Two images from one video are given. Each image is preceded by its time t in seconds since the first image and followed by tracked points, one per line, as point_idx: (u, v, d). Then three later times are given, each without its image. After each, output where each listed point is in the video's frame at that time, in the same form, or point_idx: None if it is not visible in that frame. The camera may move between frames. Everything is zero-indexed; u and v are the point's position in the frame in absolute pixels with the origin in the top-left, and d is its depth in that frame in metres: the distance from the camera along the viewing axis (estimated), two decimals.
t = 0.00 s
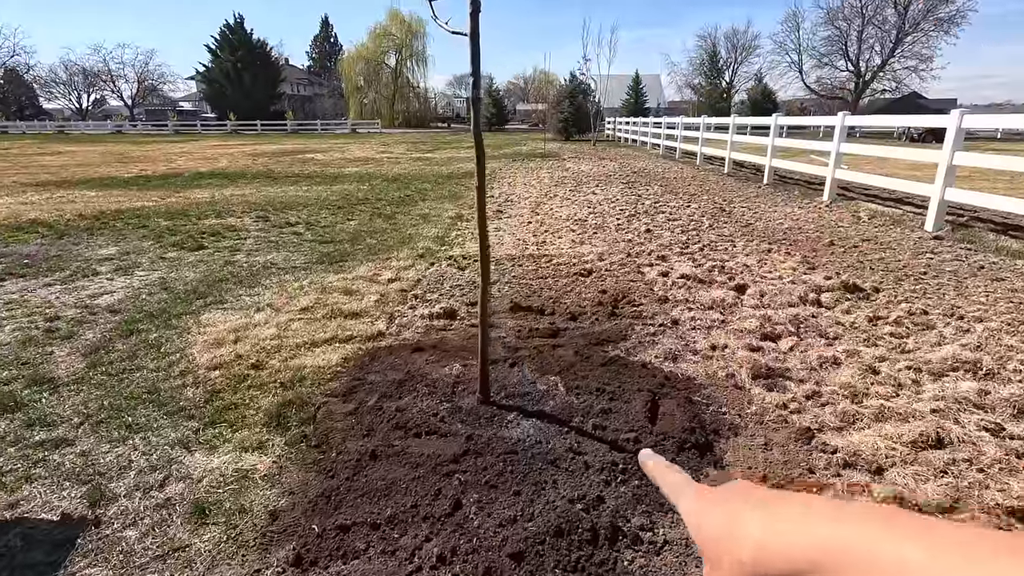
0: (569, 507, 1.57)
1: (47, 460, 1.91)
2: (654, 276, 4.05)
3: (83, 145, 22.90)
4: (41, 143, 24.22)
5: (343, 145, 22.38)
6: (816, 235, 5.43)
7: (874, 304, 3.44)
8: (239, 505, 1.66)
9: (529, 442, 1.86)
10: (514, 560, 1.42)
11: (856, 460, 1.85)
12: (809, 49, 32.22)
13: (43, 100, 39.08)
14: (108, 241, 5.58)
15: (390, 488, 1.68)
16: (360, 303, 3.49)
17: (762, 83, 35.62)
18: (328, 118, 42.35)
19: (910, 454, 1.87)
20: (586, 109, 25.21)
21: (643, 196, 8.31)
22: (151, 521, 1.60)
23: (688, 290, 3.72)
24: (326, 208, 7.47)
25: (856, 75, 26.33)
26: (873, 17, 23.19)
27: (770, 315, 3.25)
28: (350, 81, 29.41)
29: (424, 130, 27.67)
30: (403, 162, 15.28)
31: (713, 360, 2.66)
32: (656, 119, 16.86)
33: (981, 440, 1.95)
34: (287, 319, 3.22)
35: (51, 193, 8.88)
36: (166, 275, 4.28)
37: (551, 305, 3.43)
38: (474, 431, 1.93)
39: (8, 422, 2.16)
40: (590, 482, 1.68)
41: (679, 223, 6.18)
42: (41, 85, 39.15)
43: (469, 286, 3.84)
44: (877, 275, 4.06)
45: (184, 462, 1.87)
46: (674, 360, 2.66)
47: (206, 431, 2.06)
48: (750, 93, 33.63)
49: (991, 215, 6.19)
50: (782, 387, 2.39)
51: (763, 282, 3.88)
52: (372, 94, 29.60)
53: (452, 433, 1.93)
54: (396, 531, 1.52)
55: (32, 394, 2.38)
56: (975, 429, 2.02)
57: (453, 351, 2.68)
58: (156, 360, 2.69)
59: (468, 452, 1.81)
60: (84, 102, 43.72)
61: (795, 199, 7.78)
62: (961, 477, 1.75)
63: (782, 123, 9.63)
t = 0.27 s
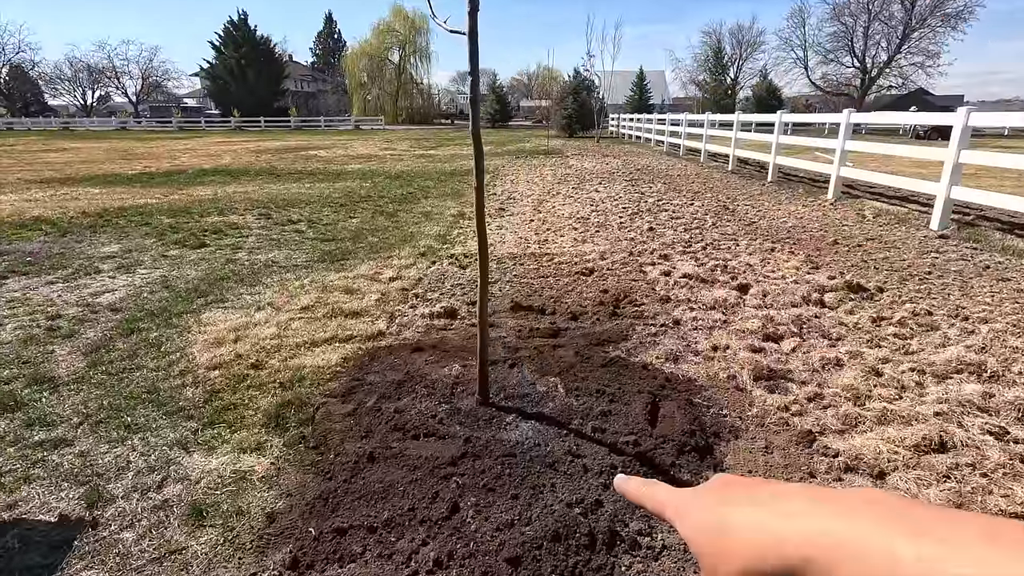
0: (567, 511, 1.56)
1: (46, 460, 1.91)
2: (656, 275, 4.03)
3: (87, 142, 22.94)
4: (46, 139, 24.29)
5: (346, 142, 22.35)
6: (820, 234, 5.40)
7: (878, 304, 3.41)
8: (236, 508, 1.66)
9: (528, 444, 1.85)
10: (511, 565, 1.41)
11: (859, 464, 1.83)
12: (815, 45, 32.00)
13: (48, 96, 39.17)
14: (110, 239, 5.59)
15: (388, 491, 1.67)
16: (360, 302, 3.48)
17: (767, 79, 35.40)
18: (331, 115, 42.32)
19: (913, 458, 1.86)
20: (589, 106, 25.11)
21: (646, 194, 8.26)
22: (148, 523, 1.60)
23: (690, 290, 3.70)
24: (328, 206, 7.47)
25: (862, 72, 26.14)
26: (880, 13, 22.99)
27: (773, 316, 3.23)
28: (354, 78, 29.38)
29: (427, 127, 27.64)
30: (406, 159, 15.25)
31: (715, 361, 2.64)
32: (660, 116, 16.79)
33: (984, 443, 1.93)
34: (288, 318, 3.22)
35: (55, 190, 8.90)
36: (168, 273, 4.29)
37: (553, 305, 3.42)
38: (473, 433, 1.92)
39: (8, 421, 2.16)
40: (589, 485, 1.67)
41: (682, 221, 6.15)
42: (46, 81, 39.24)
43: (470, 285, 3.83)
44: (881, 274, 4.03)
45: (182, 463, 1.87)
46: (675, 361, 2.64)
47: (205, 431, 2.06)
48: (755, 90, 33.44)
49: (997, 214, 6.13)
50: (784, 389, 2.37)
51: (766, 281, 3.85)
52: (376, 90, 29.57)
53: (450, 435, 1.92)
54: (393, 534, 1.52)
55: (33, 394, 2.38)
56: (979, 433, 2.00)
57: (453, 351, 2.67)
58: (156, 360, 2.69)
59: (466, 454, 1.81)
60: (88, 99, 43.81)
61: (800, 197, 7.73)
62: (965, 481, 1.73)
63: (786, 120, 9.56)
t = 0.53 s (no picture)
0: (571, 508, 1.57)
1: (53, 456, 1.92)
2: (657, 272, 4.03)
3: (86, 136, 22.84)
4: (45, 133, 24.23)
5: (346, 135, 22.27)
6: (822, 230, 5.39)
7: (879, 301, 3.42)
8: (243, 504, 1.67)
9: (531, 441, 1.86)
10: (516, 561, 1.42)
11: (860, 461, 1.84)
12: (816, 39, 31.86)
13: (46, 89, 39.02)
14: (111, 234, 5.59)
15: (393, 487, 1.68)
16: (362, 298, 3.49)
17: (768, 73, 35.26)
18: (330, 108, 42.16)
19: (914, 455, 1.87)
20: (590, 100, 25.01)
21: (647, 189, 8.26)
22: (156, 519, 1.61)
23: (691, 286, 3.70)
24: (329, 201, 7.46)
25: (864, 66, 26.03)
26: (882, 6, 22.87)
27: (774, 312, 3.24)
28: (353, 71, 29.27)
29: (427, 121, 27.56)
30: (406, 153, 15.21)
31: (717, 358, 2.65)
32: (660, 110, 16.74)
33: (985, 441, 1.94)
34: (290, 314, 3.22)
35: (55, 184, 8.88)
36: (170, 268, 4.29)
37: (554, 301, 3.42)
38: (477, 430, 1.93)
39: (13, 417, 2.17)
40: (592, 482, 1.68)
41: (683, 217, 6.15)
42: (43, 74, 39.05)
43: (472, 281, 3.83)
44: (882, 271, 4.03)
45: (187, 460, 1.88)
46: (677, 357, 2.65)
47: (209, 428, 2.07)
48: (756, 84, 33.31)
49: (998, 210, 6.12)
50: (785, 386, 2.38)
51: (767, 278, 3.86)
52: (375, 84, 29.47)
53: (454, 432, 1.93)
54: (399, 531, 1.53)
55: (38, 390, 2.39)
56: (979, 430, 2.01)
57: (456, 348, 2.67)
58: (160, 356, 2.70)
59: (470, 451, 1.82)
60: (87, 92, 43.63)
61: (801, 192, 7.72)
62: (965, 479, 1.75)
63: (787, 115, 9.53)
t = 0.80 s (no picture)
0: (578, 497, 1.60)
1: (63, 447, 1.94)
2: (659, 265, 4.04)
3: (82, 129, 22.69)
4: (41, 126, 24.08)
5: (344, 129, 22.16)
6: (822, 224, 5.41)
7: (880, 294, 3.44)
8: (253, 494, 1.69)
9: (538, 432, 1.88)
10: (525, 548, 1.45)
11: (862, 450, 1.87)
12: (816, 32, 31.75)
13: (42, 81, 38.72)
14: (112, 227, 5.58)
15: (402, 477, 1.70)
16: (366, 292, 3.50)
17: (767, 67, 35.15)
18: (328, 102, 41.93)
19: (915, 445, 1.89)
20: (589, 93, 24.91)
21: (647, 183, 8.25)
22: (167, 509, 1.63)
23: (693, 279, 3.72)
24: (329, 194, 7.45)
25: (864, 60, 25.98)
26: None
27: (776, 305, 3.26)
28: (351, 64, 29.09)
29: (426, 114, 27.44)
30: (405, 147, 15.16)
31: (719, 350, 2.67)
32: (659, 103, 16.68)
33: (985, 431, 1.96)
34: (294, 307, 3.23)
35: (53, 178, 8.85)
36: (172, 262, 4.29)
37: (557, 294, 3.44)
38: (484, 421, 1.95)
39: (22, 409, 2.19)
40: (599, 471, 1.70)
41: (684, 210, 6.15)
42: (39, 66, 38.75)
43: (474, 274, 3.84)
44: (882, 264, 4.05)
45: (197, 451, 1.90)
46: (680, 349, 2.67)
47: (218, 419, 2.09)
48: (755, 77, 33.21)
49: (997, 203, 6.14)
50: (788, 377, 2.40)
51: (769, 271, 3.88)
52: (373, 76, 29.32)
53: (461, 423, 1.95)
54: (409, 519, 1.55)
55: (45, 382, 2.40)
56: (980, 421, 2.03)
57: (461, 340, 2.69)
58: (166, 349, 2.71)
59: (478, 442, 1.84)
60: (83, 85, 43.33)
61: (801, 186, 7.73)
62: (966, 468, 1.77)
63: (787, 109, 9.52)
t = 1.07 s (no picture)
0: (590, 484, 1.64)
1: (80, 438, 1.97)
2: (662, 259, 4.07)
3: (80, 123, 22.59)
4: (38, 120, 23.98)
5: (343, 123, 22.09)
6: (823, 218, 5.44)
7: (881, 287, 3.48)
8: (270, 483, 1.72)
9: (548, 422, 1.92)
10: (539, 534, 1.49)
11: (865, 440, 1.90)
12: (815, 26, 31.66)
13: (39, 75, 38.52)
14: (115, 221, 5.59)
15: (416, 466, 1.74)
16: (372, 286, 3.52)
17: (767, 61, 35.06)
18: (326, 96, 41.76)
19: (918, 435, 1.93)
20: (588, 87, 24.85)
21: (648, 177, 8.27)
22: (187, 497, 1.67)
23: (696, 273, 3.75)
24: (331, 189, 7.46)
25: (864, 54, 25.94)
26: None
27: (778, 299, 3.29)
28: (350, 58, 28.97)
29: (425, 109, 27.36)
30: (405, 141, 15.14)
31: (724, 342, 2.71)
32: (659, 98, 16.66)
33: (985, 421, 2.00)
34: (302, 301, 3.26)
35: (54, 172, 8.84)
36: (177, 256, 4.31)
37: (562, 288, 3.47)
38: (495, 412, 1.98)
39: (37, 401, 2.22)
40: (609, 460, 1.74)
41: (686, 205, 6.18)
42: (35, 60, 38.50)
43: (479, 268, 3.87)
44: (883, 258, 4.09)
45: (212, 441, 1.93)
46: (685, 342, 2.71)
47: (232, 410, 2.12)
48: (755, 72, 33.14)
49: (996, 198, 6.18)
50: (791, 369, 2.44)
51: (771, 265, 3.91)
52: (371, 70, 29.22)
53: (472, 413, 1.98)
54: (424, 506, 1.59)
55: (59, 374, 2.43)
56: (980, 411, 2.07)
57: (469, 333, 2.72)
58: (177, 342, 2.73)
59: (489, 432, 1.87)
60: (80, 79, 43.09)
61: (801, 181, 7.75)
62: (967, 456, 1.81)
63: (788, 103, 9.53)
